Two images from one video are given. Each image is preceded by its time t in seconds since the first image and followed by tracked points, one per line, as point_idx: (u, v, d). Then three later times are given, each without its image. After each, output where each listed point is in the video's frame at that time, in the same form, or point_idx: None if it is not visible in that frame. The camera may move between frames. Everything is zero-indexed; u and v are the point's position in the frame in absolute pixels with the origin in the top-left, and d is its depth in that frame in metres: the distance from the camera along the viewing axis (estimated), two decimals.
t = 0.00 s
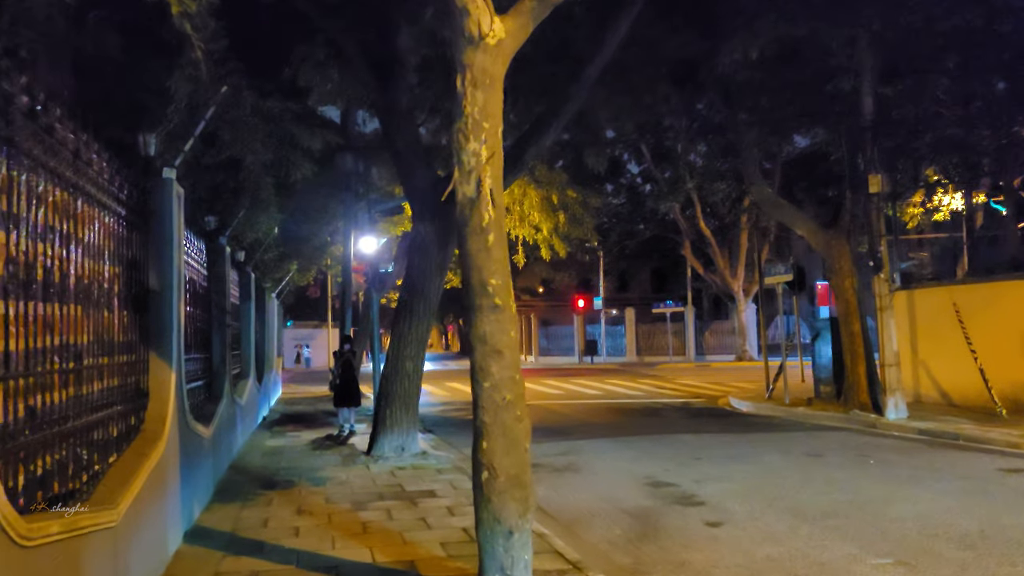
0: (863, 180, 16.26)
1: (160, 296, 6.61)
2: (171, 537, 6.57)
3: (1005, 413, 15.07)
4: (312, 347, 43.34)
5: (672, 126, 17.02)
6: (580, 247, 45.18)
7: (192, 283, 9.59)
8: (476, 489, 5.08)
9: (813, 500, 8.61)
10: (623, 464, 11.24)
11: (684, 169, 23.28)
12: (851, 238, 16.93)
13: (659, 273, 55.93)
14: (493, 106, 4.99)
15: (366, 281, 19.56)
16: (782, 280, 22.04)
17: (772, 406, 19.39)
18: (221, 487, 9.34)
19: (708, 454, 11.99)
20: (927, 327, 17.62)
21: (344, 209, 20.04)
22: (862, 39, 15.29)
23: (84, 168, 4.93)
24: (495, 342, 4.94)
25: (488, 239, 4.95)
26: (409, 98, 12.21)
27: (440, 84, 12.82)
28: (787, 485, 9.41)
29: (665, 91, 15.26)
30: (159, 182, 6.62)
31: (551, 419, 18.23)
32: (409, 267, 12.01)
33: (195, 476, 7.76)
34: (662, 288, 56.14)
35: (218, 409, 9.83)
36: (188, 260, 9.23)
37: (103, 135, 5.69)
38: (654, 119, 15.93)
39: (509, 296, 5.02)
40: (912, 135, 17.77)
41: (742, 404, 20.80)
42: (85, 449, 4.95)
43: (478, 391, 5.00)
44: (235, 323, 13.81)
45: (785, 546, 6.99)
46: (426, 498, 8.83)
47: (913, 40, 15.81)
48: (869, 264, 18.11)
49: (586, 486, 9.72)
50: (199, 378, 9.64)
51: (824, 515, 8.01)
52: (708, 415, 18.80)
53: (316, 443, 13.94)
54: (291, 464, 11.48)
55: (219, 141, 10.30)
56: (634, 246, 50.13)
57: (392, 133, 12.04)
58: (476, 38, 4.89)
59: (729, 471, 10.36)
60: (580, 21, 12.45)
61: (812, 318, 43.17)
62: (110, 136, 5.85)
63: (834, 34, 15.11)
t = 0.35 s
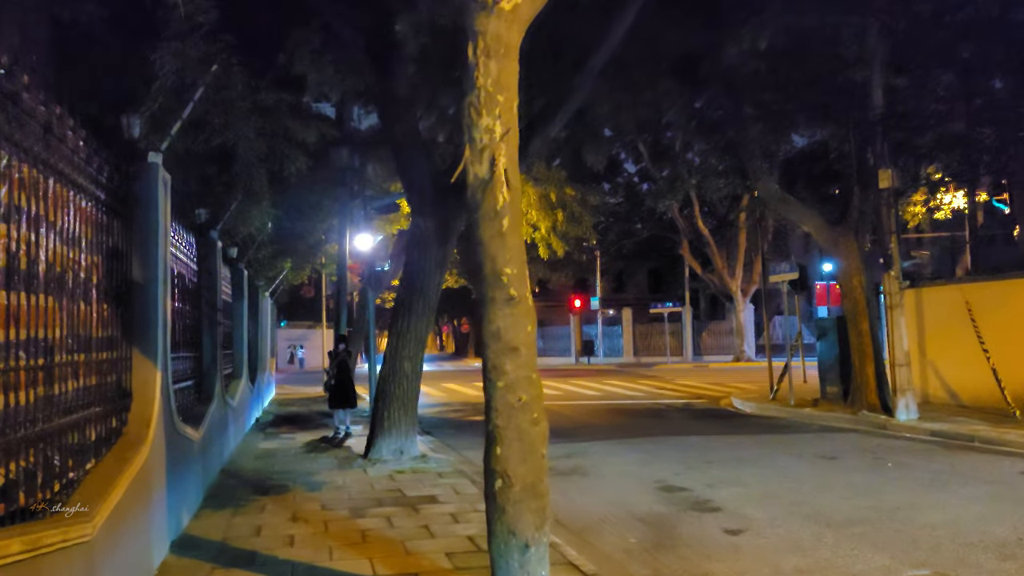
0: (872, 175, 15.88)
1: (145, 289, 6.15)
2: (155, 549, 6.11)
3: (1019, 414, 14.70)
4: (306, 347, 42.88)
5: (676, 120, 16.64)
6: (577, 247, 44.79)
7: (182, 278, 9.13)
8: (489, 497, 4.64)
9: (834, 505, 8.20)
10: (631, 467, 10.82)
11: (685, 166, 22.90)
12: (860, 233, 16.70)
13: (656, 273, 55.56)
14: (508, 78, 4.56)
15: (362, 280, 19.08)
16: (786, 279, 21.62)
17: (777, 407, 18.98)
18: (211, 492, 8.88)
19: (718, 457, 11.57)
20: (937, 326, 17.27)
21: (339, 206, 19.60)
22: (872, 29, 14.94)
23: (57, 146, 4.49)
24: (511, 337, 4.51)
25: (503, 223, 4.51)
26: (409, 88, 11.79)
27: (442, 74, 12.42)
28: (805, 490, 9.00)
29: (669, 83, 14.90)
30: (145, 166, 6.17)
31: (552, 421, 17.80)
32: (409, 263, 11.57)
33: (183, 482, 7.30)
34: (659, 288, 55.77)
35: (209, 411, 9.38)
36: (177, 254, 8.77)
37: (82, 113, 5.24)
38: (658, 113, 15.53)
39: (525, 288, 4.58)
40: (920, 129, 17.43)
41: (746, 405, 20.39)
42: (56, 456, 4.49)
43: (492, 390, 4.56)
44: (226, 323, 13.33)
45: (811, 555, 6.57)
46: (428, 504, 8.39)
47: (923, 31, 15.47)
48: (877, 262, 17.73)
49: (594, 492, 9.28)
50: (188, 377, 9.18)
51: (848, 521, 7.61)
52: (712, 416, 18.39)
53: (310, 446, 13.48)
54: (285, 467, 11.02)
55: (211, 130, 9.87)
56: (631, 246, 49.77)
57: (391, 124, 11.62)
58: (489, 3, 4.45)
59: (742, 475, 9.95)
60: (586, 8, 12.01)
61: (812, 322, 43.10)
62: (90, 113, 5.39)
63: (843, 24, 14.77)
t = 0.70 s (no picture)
0: (881, 170, 15.50)
1: (123, 283, 5.69)
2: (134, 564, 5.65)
3: None
4: (299, 347, 42.53)
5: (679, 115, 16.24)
6: (574, 246, 44.39)
7: (167, 274, 8.66)
8: (498, 512, 4.21)
9: (856, 514, 7.77)
10: (638, 472, 10.39)
11: (685, 163, 22.48)
12: (867, 230, 16.35)
13: (652, 272, 55.20)
14: (520, 47, 4.12)
15: (357, 278, 18.80)
16: (789, 277, 21.23)
17: (782, 408, 18.58)
18: (198, 501, 8.41)
19: (726, 460, 11.16)
20: (946, 325, 16.89)
21: (334, 203, 19.15)
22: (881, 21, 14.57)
23: (19, 121, 4.04)
24: (523, 336, 4.08)
25: (515, 209, 4.07)
26: (407, 78, 11.36)
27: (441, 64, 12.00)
28: (822, 496, 8.59)
29: (674, 75, 14.50)
30: (123, 151, 5.71)
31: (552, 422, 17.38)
32: (407, 259, 11.14)
33: (167, 489, 6.85)
34: (655, 288, 55.41)
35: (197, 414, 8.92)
36: (162, 248, 8.30)
37: (50, 90, 4.79)
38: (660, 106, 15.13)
39: (538, 281, 4.15)
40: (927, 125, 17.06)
41: (748, 406, 19.99)
42: (17, 465, 4.06)
43: (501, 394, 4.13)
44: (216, 322, 12.85)
45: (839, 569, 6.15)
46: (426, 513, 7.95)
47: (933, 23, 15.10)
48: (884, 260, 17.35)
49: (600, 499, 8.84)
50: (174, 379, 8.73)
51: (873, 530, 7.19)
52: (716, 418, 17.98)
53: (303, 449, 13.02)
54: (277, 472, 10.56)
55: (200, 121, 9.43)
56: (628, 245, 49.39)
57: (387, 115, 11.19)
58: None
59: (755, 480, 9.52)
60: None
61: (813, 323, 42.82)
62: (60, 91, 4.93)
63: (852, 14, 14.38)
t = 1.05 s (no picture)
0: (894, 168, 15.09)
1: (100, 284, 5.27)
2: None
3: None
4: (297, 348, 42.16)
5: (685, 111, 15.82)
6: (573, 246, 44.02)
7: (155, 274, 8.23)
8: (512, 539, 3.76)
9: (883, 529, 7.36)
10: (649, 481, 9.97)
11: (689, 160, 22.10)
12: (879, 230, 15.96)
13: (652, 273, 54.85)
14: (539, 19, 3.69)
15: (355, 278, 18.38)
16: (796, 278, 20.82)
17: (790, 411, 18.16)
18: (187, 515, 7.95)
19: (739, 468, 10.74)
20: (960, 327, 16.43)
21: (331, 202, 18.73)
22: (895, 14, 14.17)
23: None
24: (542, 343, 3.62)
25: (534, 201, 3.63)
26: (407, 71, 10.94)
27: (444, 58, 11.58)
28: (846, 509, 8.17)
29: (680, 71, 14.12)
30: (100, 141, 5.28)
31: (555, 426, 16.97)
32: (407, 258, 10.68)
33: (151, 505, 6.40)
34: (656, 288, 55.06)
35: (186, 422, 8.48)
36: (148, 247, 7.87)
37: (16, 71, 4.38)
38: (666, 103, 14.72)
39: (558, 281, 3.69)
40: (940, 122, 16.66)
41: (754, 409, 19.57)
42: None
43: (517, 408, 3.68)
44: (209, 324, 12.38)
45: None
46: (429, 528, 7.51)
47: (947, 17, 14.71)
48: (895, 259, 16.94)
49: (607, 511, 8.41)
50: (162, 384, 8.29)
51: (905, 547, 6.77)
52: (722, 422, 17.57)
53: (299, 456, 12.58)
54: (271, 482, 10.09)
55: (191, 112, 8.99)
56: (628, 245, 49.01)
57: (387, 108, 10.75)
58: None
59: (772, 490, 9.10)
60: None
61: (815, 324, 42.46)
62: (26, 73, 4.51)
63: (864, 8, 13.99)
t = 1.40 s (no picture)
0: (916, 165, 14.63)
1: (88, 286, 4.81)
2: None
3: None
4: (299, 349, 41.82)
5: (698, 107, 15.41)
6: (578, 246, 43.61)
7: (151, 273, 7.81)
8: None
9: (925, 547, 6.91)
10: (669, 492, 9.53)
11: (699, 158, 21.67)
12: (899, 229, 15.50)
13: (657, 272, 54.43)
14: None
15: (359, 279, 17.97)
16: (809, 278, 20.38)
17: (805, 416, 17.70)
18: (186, 530, 7.51)
19: (762, 477, 10.30)
20: (982, 328, 15.93)
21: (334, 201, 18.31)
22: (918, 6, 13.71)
23: None
24: (584, 355, 3.18)
25: (575, 193, 3.18)
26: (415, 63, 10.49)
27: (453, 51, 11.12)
28: (883, 523, 7.71)
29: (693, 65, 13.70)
30: (90, 131, 4.81)
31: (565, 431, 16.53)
32: (415, 257, 10.22)
33: (146, 523, 5.95)
34: (661, 288, 54.65)
35: (185, 430, 8.04)
36: (144, 247, 7.45)
37: None
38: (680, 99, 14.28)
39: (602, 285, 3.24)
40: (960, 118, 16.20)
41: (768, 413, 19.12)
42: None
43: (555, 429, 3.23)
44: (210, 327, 11.95)
45: None
46: (441, 544, 7.07)
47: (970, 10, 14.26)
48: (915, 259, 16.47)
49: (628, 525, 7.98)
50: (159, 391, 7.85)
51: (953, 567, 6.32)
52: (735, 426, 17.12)
53: (303, 463, 12.13)
54: (274, 492, 9.64)
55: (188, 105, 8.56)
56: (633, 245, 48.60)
57: (394, 101, 10.30)
58: None
59: (800, 502, 8.65)
60: None
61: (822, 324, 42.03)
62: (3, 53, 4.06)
63: None
